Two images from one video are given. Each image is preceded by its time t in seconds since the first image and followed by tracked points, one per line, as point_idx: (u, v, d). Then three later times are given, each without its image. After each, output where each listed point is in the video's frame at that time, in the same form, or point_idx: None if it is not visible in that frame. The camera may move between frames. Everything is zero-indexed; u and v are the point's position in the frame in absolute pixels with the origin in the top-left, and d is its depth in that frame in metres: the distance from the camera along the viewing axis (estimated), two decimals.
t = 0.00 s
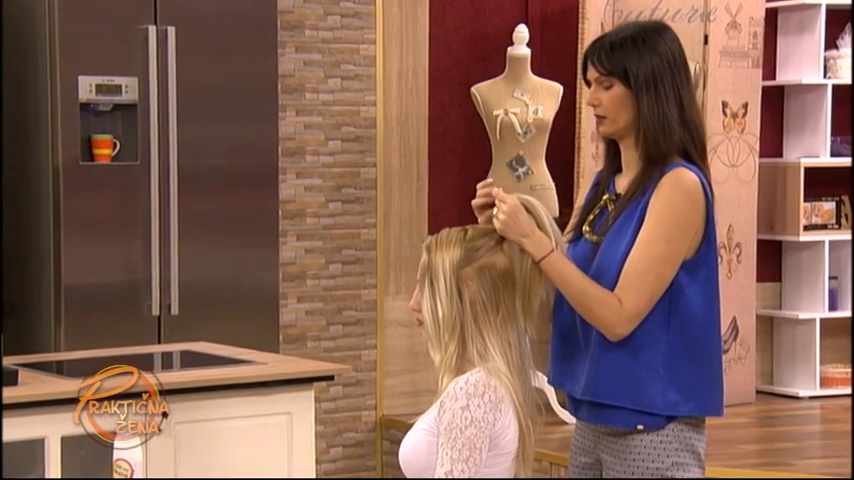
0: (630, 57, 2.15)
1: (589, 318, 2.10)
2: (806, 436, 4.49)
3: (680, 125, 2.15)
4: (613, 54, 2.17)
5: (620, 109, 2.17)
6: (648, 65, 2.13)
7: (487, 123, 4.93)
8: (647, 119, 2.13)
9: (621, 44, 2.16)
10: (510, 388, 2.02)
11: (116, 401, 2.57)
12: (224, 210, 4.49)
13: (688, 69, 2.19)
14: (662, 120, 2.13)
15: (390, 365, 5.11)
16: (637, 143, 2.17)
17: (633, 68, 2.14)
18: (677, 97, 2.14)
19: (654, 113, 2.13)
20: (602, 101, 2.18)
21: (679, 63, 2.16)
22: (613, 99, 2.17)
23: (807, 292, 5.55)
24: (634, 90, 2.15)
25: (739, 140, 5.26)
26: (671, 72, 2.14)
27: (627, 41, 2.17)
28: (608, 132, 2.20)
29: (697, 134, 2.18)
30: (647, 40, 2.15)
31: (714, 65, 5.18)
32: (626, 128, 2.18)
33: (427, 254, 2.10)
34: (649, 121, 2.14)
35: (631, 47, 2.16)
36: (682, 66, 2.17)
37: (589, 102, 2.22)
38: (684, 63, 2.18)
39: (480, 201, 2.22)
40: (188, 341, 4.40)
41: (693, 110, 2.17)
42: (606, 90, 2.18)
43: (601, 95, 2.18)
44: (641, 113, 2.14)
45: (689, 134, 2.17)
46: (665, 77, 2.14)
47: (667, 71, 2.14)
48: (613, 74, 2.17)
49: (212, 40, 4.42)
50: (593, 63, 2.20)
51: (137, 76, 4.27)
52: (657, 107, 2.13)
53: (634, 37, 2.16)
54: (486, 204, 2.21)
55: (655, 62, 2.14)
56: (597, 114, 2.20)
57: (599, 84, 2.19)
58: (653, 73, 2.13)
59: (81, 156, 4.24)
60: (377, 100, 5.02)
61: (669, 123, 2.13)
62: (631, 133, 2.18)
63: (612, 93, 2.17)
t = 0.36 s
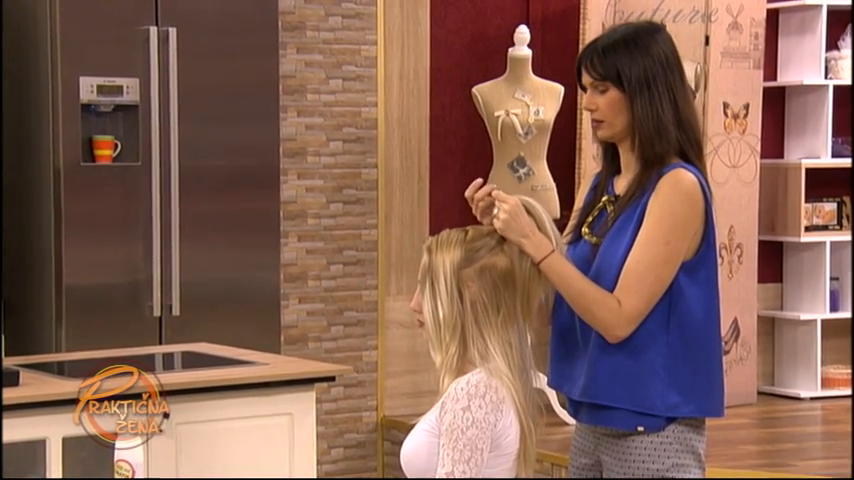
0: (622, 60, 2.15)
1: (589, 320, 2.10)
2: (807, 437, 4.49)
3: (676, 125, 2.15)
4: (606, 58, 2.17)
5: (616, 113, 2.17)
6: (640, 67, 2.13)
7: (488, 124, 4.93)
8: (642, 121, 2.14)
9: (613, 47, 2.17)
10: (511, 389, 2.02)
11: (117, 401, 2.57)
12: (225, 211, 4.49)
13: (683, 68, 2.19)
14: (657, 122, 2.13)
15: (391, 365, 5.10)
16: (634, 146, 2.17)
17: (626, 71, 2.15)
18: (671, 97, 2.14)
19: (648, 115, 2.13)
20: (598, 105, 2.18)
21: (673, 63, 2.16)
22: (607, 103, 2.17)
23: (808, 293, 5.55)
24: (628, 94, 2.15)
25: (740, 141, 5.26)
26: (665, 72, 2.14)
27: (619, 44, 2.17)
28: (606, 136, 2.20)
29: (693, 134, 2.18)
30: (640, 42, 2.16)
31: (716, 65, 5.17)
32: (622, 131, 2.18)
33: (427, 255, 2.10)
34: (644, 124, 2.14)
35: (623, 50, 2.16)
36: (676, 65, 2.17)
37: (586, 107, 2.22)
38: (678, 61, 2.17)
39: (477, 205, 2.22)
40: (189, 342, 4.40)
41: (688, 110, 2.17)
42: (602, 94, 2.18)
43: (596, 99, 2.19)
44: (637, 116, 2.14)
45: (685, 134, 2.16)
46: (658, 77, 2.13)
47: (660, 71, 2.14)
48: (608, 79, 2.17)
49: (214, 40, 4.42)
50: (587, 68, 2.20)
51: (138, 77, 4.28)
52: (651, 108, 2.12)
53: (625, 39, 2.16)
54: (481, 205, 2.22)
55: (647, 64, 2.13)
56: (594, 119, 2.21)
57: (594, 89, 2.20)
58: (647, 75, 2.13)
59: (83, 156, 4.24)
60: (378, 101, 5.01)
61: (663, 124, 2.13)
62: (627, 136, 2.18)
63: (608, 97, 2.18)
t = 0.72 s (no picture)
0: (624, 59, 2.16)
1: (592, 319, 2.10)
2: (812, 437, 4.49)
3: (677, 126, 2.15)
4: (609, 58, 2.18)
5: (618, 113, 2.17)
6: (642, 67, 2.14)
7: (493, 123, 4.94)
8: (643, 121, 2.14)
9: (615, 47, 2.17)
10: (516, 388, 2.02)
11: (117, 401, 2.59)
12: (229, 210, 4.49)
13: (686, 68, 2.19)
14: (657, 122, 2.13)
15: (396, 365, 5.10)
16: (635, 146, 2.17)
17: (628, 71, 2.15)
18: (673, 97, 2.14)
19: (649, 115, 2.13)
20: (601, 105, 2.19)
21: (675, 63, 2.16)
22: (610, 104, 2.18)
23: (812, 292, 5.55)
24: (630, 94, 2.15)
25: (744, 141, 5.26)
26: (667, 72, 2.14)
27: (621, 44, 2.17)
28: (608, 137, 2.20)
29: (694, 134, 2.18)
30: (642, 42, 2.16)
31: (721, 64, 5.16)
32: (624, 132, 2.18)
33: (432, 255, 2.10)
34: (645, 123, 2.14)
35: (625, 50, 2.16)
36: (678, 65, 2.17)
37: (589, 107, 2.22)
38: (681, 62, 2.17)
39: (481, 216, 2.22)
40: (194, 341, 4.40)
41: (690, 110, 2.17)
42: (604, 94, 2.18)
43: (599, 99, 2.19)
44: (638, 115, 2.14)
45: (686, 135, 2.17)
46: (660, 77, 2.14)
47: (662, 71, 2.14)
48: (610, 78, 2.18)
49: (220, 39, 4.42)
50: (589, 68, 2.21)
51: (143, 76, 4.27)
52: (652, 108, 2.12)
53: (628, 40, 2.17)
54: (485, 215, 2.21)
55: (649, 63, 2.14)
56: (597, 119, 2.21)
57: (597, 89, 2.20)
58: (648, 75, 2.13)
59: (88, 156, 4.25)
60: (382, 100, 5.01)
61: (665, 124, 2.13)
62: (630, 136, 2.18)
63: (610, 97, 2.18)
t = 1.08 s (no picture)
0: (626, 65, 2.28)
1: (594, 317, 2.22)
2: (806, 430, 4.61)
3: (677, 128, 2.27)
4: (611, 64, 2.30)
5: (620, 117, 2.30)
6: (643, 73, 2.26)
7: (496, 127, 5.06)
8: (644, 124, 2.26)
9: (617, 52, 2.29)
10: (519, 383, 2.16)
11: (117, 402, 2.70)
12: (239, 210, 4.62)
13: (685, 72, 2.31)
14: (658, 126, 2.26)
15: (402, 361, 5.23)
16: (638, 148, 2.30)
17: (630, 75, 2.27)
18: (673, 101, 2.26)
19: (650, 119, 2.26)
20: (603, 109, 2.31)
21: (675, 67, 2.28)
22: (612, 107, 2.30)
23: (806, 290, 5.67)
24: (632, 98, 2.27)
25: (741, 143, 5.38)
26: (666, 77, 2.26)
27: (623, 50, 2.29)
28: (611, 139, 2.33)
29: (692, 136, 2.31)
30: (643, 48, 2.28)
31: (717, 69, 5.30)
32: (626, 134, 2.31)
33: (438, 254, 2.22)
34: (646, 127, 2.26)
35: (627, 55, 2.28)
36: (678, 69, 2.29)
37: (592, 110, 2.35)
38: (680, 66, 2.29)
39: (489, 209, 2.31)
40: (207, 338, 4.54)
41: (689, 112, 2.30)
42: (607, 98, 2.31)
43: (602, 102, 2.31)
44: (640, 119, 2.27)
45: (685, 137, 2.30)
46: (660, 82, 2.26)
47: (662, 76, 2.26)
48: (612, 83, 2.30)
49: (231, 45, 4.55)
50: (591, 73, 2.33)
51: (157, 81, 4.41)
52: (653, 112, 2.25)
53: (629, 45, 2.29)
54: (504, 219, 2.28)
55: (650, 68, 2.26)
56: (600, 122, 2.33)
57: (600, 93, 2.32)
58: (649, 80, 2.25)
59: (104, 158, 4.38)
60: (389, 103, 5.14)
61: (665, 128, 2.26)
62: (631, 139, 2.31)
63: (612, 100, 2.30)
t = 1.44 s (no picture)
0: (628, 68, 2.45)
1: (595, 311, 2.41)
2: (797, 419, 4.80)
3: (675, 128, 2.44)
4: (614, 67, 2.47)
5: (622, 117, 2.47)
6: (644, 76, 2.43)
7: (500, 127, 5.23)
8: (645, 125, 2.44)
9: (620, 56, 2.46)
10: (522, 375, 2.30)
11: (117, 402, 2.88)
12: (252, 208, 4.81)
13: (684, 74, 2.48)
14: (658, 126, 2.43)
15: (409, 352, 5.42)
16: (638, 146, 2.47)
17: (631, 78, 2.44)
18: (672, 102, 2.43)
19: (650, 119, 2.43)
20: (606, 109, 2.49)
21: (674, 71, 2.45)
22: (614, 108, 2.47)
23: (797, 284, 5.84)
24: (633, 99, 2.45)
25: (735, 143, 5.56)
26: (666, 79, 2.43)
27: (625, 54, 2.47)
28: (613, 138, 2.51)
29: (690, 136, 2.48)
30: (644, 52, 2.45)
31: (712, 72, 5.46)
32: (628, 134, 2.48)
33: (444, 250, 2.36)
34: (646, 127, 2.44)
35: (629, 59, 2.46)
36: (678, 72, 2.46)
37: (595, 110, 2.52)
38: (679, 69, 2.46)
39: (490, 206, 2.50)
40: (222, 330, 4.73)
41: (687, 112, 2.47)
42: (609, 100, 2.48)
43: (605, 104, 2.49)
44: (640, 119, 2.44)
45: (683, 137, 2.47)
46: (661, 84, 2.43)
47: (663, 79, 2.43)
48: (614, 85, 2.47)
49: (244, 49, 4.74)
50: (595, 75, 2.51)
51: (174, 84, 4.59)
52: (653, 112, 2.42)
53: (632, 49, 2.46)
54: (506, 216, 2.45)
55: (650, 72, 2.43)
56: (603, 122, 2.51)
57: (603, 94, 2.49)
58: (650, 82, 2.43)
59: (123, 157, 4.57)
60: (397, 105, 5.33)
61: (664, 128, 2.43)
62: (632, 138, 2.48)
63: (614, 101, 2.48)
